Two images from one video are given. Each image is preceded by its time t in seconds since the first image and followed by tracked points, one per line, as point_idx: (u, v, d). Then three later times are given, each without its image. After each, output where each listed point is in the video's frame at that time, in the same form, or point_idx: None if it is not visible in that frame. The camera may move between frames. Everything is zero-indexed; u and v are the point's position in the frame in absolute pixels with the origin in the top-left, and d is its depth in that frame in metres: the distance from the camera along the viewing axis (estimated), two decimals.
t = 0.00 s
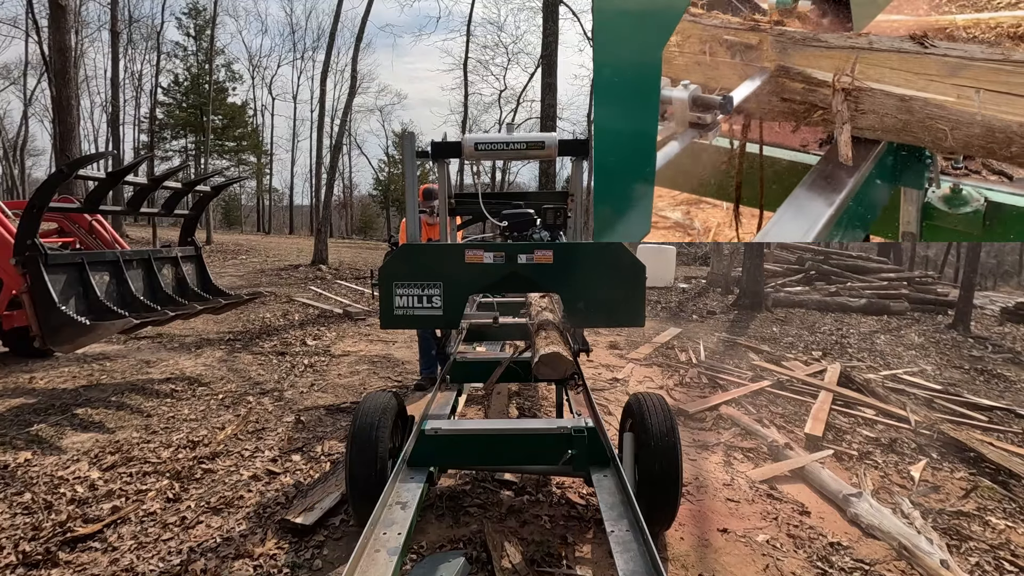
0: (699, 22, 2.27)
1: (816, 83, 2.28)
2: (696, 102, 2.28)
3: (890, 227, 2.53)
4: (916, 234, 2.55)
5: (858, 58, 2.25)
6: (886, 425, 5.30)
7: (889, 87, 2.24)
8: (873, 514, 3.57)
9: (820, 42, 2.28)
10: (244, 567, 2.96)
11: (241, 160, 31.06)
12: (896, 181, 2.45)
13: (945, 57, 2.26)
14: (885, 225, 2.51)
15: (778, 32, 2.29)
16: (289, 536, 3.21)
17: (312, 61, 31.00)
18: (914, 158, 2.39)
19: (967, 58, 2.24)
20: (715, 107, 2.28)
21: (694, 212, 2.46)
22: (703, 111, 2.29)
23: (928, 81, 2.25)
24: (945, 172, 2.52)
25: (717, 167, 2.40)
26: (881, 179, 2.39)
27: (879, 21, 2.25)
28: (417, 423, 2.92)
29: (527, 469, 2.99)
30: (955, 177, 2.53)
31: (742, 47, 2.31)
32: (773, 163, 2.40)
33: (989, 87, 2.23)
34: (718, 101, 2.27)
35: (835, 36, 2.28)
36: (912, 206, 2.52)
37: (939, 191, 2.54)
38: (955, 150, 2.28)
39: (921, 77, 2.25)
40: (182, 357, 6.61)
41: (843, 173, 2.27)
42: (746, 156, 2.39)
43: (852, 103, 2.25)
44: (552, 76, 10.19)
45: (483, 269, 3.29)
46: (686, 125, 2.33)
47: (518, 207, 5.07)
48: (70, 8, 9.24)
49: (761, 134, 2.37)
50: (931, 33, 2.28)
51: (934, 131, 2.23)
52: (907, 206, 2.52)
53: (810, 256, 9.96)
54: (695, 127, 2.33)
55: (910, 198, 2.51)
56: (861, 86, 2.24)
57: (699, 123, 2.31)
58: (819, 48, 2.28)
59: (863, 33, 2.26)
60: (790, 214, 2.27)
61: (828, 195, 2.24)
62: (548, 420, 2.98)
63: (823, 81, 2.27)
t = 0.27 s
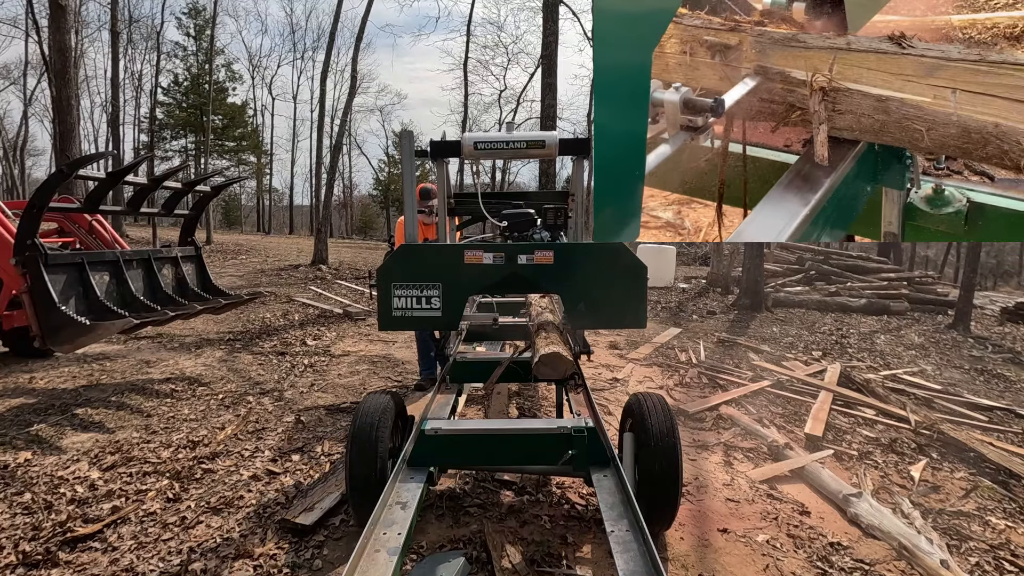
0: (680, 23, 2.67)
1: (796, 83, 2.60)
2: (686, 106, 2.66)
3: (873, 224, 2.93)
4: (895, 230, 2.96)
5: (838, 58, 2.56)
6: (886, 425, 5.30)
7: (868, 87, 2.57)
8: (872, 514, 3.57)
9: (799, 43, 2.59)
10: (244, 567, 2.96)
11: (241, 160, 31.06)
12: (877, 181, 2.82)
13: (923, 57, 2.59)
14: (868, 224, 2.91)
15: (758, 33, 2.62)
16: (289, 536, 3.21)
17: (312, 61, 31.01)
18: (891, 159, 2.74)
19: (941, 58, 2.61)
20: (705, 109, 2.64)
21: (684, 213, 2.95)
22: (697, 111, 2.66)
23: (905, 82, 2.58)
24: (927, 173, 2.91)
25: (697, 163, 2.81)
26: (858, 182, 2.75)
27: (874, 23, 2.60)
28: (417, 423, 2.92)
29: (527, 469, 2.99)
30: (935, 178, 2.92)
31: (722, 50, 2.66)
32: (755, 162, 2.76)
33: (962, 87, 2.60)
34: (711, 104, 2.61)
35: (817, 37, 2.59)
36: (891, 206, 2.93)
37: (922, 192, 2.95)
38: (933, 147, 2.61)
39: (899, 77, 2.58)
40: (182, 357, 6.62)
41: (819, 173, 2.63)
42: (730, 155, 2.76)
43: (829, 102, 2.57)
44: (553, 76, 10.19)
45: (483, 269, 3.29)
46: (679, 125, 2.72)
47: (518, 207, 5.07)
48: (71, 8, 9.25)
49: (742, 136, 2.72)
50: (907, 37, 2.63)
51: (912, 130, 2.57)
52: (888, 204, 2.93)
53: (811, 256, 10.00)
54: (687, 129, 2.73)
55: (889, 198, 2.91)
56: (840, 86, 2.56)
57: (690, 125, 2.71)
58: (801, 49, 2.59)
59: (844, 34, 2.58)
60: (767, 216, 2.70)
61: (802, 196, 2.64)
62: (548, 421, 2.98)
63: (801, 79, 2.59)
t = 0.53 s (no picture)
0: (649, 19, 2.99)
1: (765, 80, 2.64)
2: (657, 106, 2.96)
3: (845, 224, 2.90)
4: (867, 230, 2.91)
5: (803, 55, 2.56)
6: (886, 425, 5.30)
7: (831, 86, 2.54)
8: (873, 514, 3.57)
9: (765, 42, 2.61)
10: (244, 567, 2.96)
11: (241, 160, 31.05)
12: (846, 181, 2.79)
13: (888, 56, 2.51)
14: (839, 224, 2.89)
15: (725, 32, 2.69)
16: (289, 536, 3.21)
17: (312, 61, 31.02)
18: (862, 160, 2.71)
19: (907, 56, 2.51)
20: (678, 111, 2.87)
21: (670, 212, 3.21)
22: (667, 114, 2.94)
23: (869, 82, 2.52)
24: (898, 173, 2.79)
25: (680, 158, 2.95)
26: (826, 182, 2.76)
27: (861, 21, 2.54)
28: (417, 423, 2.92)
29: (527, 469, 2.99)
30: (907, 178, 2.81)
31: (688, 48, 2.80)
32: (730, 160, 2.84)
33: (927, 86, 2.49)
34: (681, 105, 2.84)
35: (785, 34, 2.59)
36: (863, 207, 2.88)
37: (895, 193, 2.87)
38: (898, 147, 2.55)
39: (862, 76, 2.52)
40: (182, 357, 6.62)
41: (783, 173, 2.69)
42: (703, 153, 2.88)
43: (793, 100, 2.58)
44: (552, 76, 10.19)
45: (483, 270, 3.23)
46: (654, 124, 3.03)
47: (518, 207, 5.08)
48: (71, 8, 9.25)
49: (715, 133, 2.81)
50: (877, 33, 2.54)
51: (876, 130, 2.52)
52: (859, 203, 2.88)
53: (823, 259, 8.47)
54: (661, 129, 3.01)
55: (862, 197, 2.85)
56: (803, 84, 2.56)
57: (663, 125, 2.98)
58: (768, 47, 2.61)
59: (810, 29, 2.57)
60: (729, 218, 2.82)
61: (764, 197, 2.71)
62: (548, 421, 2.98)
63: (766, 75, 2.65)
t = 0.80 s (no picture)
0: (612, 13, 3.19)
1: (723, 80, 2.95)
2: (626, 109, 3.35)
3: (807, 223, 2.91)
4: (836, 231, 2.89)
5: (763, 55, 2.82)
6: (886, 425, 5.30)
7: (789, 86, 2.75)
8: (873, 514, 3.57)
9: (728, 40, 2.95)
10: (244, 567, 2.96)
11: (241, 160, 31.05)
12: (813, 179, 2.81)
13: (848, 55, 2.63)
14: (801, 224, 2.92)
15: (688, 32, 3.07)
16: (289, 536, 3.21)
17: (312, 61, 31.05)
18: (827, 160, 2.75)
19: (868, 56, 2.60)
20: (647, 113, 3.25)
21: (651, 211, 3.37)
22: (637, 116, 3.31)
23: (827, 81, 2.67)
24: (865, 172, 2.72)
25: (643, 158, 3.34)
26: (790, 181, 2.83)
27: (840, 20, 2.65)
28: (417, 424, 2.92)
29: (527, 469, 2.99)
30: (876, 178, 2.71)
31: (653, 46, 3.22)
32: (700, 159, 3.05)
33: (885, 85, 2.56)
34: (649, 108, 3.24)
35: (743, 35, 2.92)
36: (831, 207, 2.87)
37: (864, 193, 2.80)
38: (855, 147, 2.66)
39: (821, 75, 2.68)
40: (182, 357, 6.62)
41: (744, 171, 2.87)
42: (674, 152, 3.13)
43: (752, 100, 2.85)
44: (552, 76, 10.20)
45: (482, 271, 3.17)
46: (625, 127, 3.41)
47: (519, 207, 5.08)
48: (71, 8, 9.25)
49: (685, 132, 3.06)
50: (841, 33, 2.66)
51: (834, 129, 2.65)
52: (828, 204, 2.87)
53: (809, 255, 6.92)
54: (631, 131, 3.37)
55: (830, 197, 2.85)
56: (762, 84, 2.81)
57: (633, 127, 3.35)
58: (728, 46, 2.94)
59: (772, 32, 2.82)
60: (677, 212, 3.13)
61: (718, 194, 2.93)
62: (548, 421, 2.98)
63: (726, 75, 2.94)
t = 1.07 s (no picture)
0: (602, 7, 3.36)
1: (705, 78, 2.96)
2: (620, 111, 3.03)
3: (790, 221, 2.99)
4: (822, 230, 2.93)
5: (746, 54, 2.84)
6: (886, 425, 5.30)
7: (770, 85, 2.74)
8: (873, 514, 3.57)
9: (710, 39, 2.98)
10: (244, 567, 2.96)
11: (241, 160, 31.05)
12: (800, 180, 2.89)
13: (829, 54, 2.62)
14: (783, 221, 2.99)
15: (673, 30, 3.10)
16: (289, 536, 3.21)
17: (312, 61, 31.06)
18: (815, 161, 2.83)
19: (849, 56, 2.57)
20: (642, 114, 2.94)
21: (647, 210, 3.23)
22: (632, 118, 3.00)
23: (808, 80, 2.66)
24: (852, 172, 2.86)
25: (636, 162, 3.12)
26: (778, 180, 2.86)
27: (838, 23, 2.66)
28: (417, 424, 2.91)
29: (526, 469, 2.99)
30: (863, 177, 2.82)
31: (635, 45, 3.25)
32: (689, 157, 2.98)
33: (865, 85, 2.54)
34: (641, 110, 2.95)
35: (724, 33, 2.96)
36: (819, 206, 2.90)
37: (852, 191, 2.83)
38: (837, 146, 2.64)
39: (803, 75, 2.67)
40: (182, 357, 6.62)
41: (726, 170, 2.76)
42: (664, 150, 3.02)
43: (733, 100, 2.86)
44: (553, 76, 10.19)
45: (481, 272, 3.16)
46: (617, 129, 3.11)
47: (519, 207, 5.07)
48: (70, 8, 9.24)
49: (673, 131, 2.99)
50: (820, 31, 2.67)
51: (815, 128, 2.63)
52: (814, 203, 2.90)
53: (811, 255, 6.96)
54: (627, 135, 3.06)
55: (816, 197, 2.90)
56: (744, 83, 2.82)
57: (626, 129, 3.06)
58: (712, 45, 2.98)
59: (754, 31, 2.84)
60: (647, 214, 2.86)
61: (701, 192, 2.68)
62: (548, 421, 2.98)
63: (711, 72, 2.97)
